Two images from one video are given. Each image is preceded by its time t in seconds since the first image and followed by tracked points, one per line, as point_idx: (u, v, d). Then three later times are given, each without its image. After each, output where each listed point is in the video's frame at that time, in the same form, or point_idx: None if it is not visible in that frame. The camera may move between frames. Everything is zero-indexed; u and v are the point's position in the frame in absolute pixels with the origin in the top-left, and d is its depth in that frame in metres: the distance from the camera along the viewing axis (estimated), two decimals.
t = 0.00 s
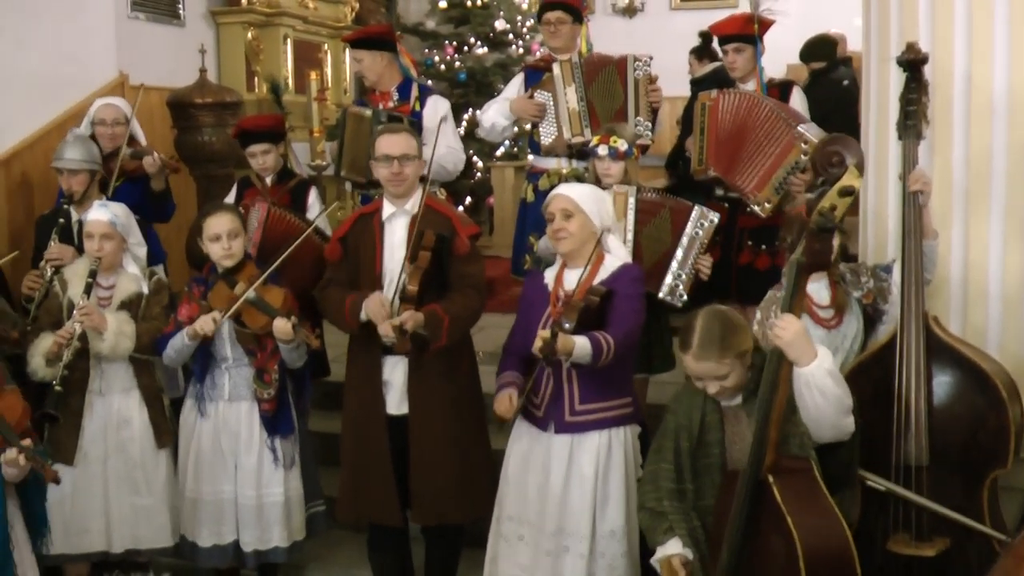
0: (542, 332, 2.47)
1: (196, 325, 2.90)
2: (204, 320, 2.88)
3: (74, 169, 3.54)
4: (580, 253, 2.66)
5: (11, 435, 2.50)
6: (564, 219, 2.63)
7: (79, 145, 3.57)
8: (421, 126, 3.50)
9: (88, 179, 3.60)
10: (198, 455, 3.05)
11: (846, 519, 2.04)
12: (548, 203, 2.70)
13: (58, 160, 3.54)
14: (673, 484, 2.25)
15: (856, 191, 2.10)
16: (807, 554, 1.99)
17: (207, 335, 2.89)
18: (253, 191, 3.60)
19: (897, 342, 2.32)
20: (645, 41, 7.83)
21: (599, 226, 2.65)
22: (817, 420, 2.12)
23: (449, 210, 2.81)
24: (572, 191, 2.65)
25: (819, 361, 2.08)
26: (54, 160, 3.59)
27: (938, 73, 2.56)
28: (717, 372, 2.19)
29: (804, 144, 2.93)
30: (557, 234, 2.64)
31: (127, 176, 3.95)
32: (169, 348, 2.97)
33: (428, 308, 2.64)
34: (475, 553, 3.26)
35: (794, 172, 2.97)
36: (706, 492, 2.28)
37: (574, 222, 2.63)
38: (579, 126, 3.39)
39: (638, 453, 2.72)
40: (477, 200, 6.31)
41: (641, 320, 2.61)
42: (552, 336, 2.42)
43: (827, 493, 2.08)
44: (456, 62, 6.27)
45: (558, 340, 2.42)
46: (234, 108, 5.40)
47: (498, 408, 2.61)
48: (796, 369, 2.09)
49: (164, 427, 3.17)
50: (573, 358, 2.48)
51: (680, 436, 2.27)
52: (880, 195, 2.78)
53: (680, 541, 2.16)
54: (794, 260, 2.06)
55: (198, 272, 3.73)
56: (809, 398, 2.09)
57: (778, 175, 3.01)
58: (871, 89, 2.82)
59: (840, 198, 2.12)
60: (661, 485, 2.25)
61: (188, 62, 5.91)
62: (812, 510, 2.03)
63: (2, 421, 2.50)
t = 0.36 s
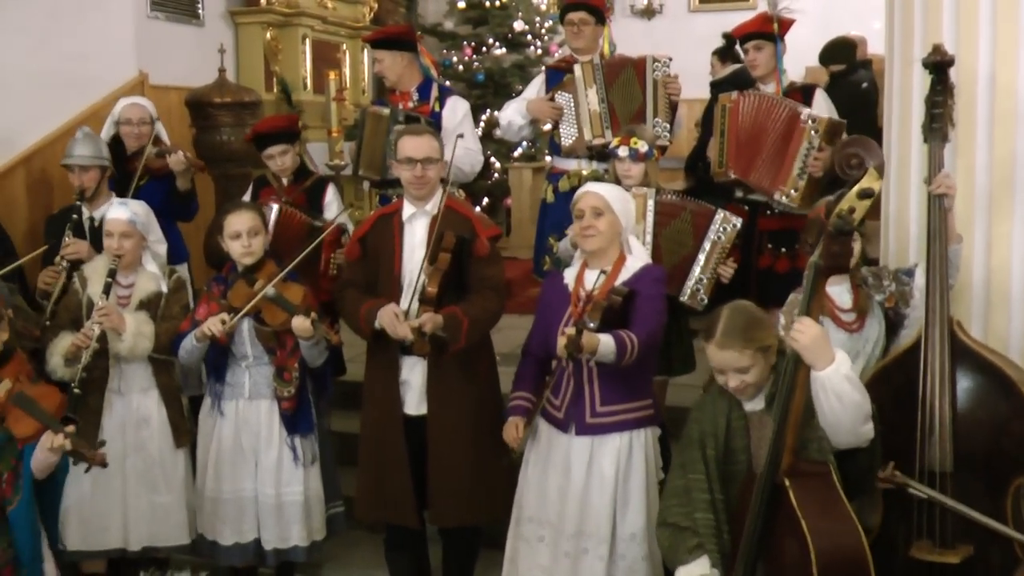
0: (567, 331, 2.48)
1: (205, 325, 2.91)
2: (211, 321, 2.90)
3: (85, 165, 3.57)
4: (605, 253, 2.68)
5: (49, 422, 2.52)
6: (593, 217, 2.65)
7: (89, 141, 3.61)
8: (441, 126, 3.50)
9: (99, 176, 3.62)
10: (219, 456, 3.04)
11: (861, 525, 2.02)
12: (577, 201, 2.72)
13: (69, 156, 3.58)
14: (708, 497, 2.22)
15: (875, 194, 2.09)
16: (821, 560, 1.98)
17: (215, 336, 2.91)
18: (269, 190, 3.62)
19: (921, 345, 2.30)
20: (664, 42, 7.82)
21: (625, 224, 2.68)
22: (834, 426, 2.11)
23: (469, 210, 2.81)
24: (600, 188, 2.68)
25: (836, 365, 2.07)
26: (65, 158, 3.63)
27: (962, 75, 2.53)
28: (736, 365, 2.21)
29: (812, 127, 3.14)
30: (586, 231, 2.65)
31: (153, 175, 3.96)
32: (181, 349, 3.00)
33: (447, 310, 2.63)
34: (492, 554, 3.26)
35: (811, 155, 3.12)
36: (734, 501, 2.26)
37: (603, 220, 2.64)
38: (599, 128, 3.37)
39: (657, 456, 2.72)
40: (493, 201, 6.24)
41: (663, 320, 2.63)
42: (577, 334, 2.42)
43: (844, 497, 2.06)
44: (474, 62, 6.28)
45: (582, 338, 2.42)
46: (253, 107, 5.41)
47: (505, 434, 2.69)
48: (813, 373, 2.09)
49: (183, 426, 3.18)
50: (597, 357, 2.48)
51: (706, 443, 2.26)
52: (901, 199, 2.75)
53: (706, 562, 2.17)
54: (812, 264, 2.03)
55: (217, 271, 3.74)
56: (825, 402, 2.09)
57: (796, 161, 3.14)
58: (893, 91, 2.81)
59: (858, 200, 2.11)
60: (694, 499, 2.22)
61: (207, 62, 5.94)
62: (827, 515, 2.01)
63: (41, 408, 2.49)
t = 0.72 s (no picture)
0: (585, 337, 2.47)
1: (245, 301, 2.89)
2: (253, 297, 2.87)
3: (94, 164, 3.57)
4: (626, 254, 2.68)
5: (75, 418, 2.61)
6: (615, 217, 2.65)
7: (97, 141, 3.60)
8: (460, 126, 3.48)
9: (110, 175, 3.63)
10: (235, 449, 3.06)
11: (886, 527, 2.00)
12: (597, 201, 2.71)
13: (78, 156, 3.58)
14: (732, 502, 2.22)
15: (900, 194, 2.04)
16: (846, 561, 1.95)
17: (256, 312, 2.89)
18: (282, 188, 3.62)
19: (944, 349, 2.28)
20: (682, 42, 7.80)
21: (647, 225, 2.68)
22: (874, 415, 2.10)
23: (490, 209, 2.81)
24: (621, 188, 2.68)
25: (867, 362, 2.07)
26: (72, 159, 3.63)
27: (988, 74, 2.50)
28: (759, 347, 2.23)
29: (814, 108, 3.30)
30: (607, 231, 2.65)
31: (175, 175, 3.98)
32: (214, 334, 2.98)
33: (469, 309, 2.63)
34: (511, 554, 3.25)
35: (819, 135, 3.29)
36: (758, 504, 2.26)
37: (624, 222, 2.65)
38: (614, 126, 3.36)
39: (676, 458, 2.71)
40: (512, 200, 6.17)
41: (682, 324, 2.63)
42: (596, 340, 2.41)
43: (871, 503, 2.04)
44: (492, 63, 6.29)
45: (600, 344, 2.41)
46: (272, 107, 5.42)
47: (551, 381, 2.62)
48: (844, 373, 2.08)
49: (203, 424, 3.18)
50: (616, 361, 2.49)
51: (730, 449, 2.26)
52: (924, 200, 2.72)
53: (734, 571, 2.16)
54: (836, 265, 2.01)
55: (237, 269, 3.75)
56: (860, 398, 2.09)
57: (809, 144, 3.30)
58: (917, 93, 2.79)
59: (883, 200, 2.07)
60: (719, 505, 2.22)
61: (226, 62, 5.96)
62: (851, 518, 2.00)
63: (66, 404, 2.64)
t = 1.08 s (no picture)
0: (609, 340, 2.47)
1: (261, 310, 2.90)
2: (269, 307, 2.87)
3: (120, 161, 3.60)
4: (651, 258, 2.68)
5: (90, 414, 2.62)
6: (638, 223, 2.63)
7: (123, 139, 3.63)
8: (483, 127, 3.46)
9: (135, 172, 3.66)
10: (257, 446, 3.05)
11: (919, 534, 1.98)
12: (619, 206, 2.69)
13: (104, 153, 3.61)
14: (751, 499, 2.21)
15: (932, 195, 2.01)
16: (877, 564, 1.94)
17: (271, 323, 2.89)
18: (297, 188, 3.61)
19: (976, 350, 2.24)
20: (705, 42, 7.78)
21: (672, 230, 2.67)
22: (895, 424, 2.07)
23: (514, 207, 2.79)
24: (643, 192, 2.65)
25: (895, 367, 2.04)
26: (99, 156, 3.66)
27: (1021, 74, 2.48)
28: (790, 343, 2.20)
29: (829, 104, 3.34)
30: (633, 238, 2.64)
31: (195, 173, 3.99)
32: (232, 335, 2.97)
33: (493, 307, 2.62)
34: (533, 555, 3.24)
35: (835, 132, 3.32)
36: (778, 503, 2.23)
37: (648, 227, 2.63)
38: (632, 126, 3.34)
39: (700, 459, 2.69)
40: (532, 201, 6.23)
41: (707, 327, 2.61)
42: (620, 344, 2.41)
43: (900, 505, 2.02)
44: (513, 63, 6.30)
45: (624, 348, 2.41)
46: (294, 106, 5.43)
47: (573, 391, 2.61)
48: (870, 377, 2.05)
49: (225, 421, 3.18)
50: (640, 365, 2.48)
51: (752, 446, 2.24)
52: (952, 204, 2.66)
53: (756, 565, 2.15)
54: (867, 267, 2.02)
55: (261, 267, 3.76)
56: (884, 404, 2.05)
57: (825, 142, 3.34)
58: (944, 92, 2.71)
59: (914, 202, 2.04)
60: (738, 501, 2.22)
61: (247, 61, 5.98)
62: (883, 522, 1.98)
63: (78, 400, 2.66)
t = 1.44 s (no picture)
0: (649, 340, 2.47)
1: (283, 319, 2.91)
2: (291, 316, 2.89)
3: (165, 159, 3.62)
4: (688, 256, 2.67)
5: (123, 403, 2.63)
6: (677, 219, 2.63)
7: (170, 136, 3.65)
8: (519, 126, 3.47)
9: (179, 170, 3.67)
10: (294, 442, 3.07)
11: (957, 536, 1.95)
12: (658, 203, 2.70)
13: (150, 150, 3.63)
14: (793, 504, 2.21)
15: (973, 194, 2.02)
16: (914, 566, 1.92)
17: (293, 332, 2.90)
18: (333, 187, 3.66)
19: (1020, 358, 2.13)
20: (739, 41, 7.73)
21: (709, 227, 2.67)
22: (930, 427, 2.05)
23: (549, 206, 2.80)
24: (682, 189, 2.66)
25: (933, 369, 2.01)
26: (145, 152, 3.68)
27: None
28: (824, 339, 2.19)
29: (858, 103, 3.31)
30: (669, 234, 2.64)
31: (222, 171, 4.02)
32: (264, 335, 2.99)
33: (527, 306, 2.61)
34: (567, 554, 3.24)
35: (862, 134, 3.30)
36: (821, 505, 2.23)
37: (687, 223, 2.62)
38: (666, 125, 3.34)
39: (737, 461, 2.69)
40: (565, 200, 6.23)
41: (746, 324, 2.61)
42: (661, 344, 2.42)
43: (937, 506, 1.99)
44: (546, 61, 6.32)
45: (666, 347, 2.42)
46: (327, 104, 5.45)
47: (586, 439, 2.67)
48: (908, 377, 2.02)
49: (261, 417, 3.21)
50: (680, 365, 2.48)
51: (791, 447, 2.23)
52: (992, 203, 2.48)
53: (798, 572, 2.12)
54: (907, 266, 2.00)
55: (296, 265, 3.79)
56: (920, 406, 2.03)
57: (852, 144, 3.33)
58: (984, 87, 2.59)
59: (954, 200, 2.04)
60: (781, 506, 2.21)
61: (281, 60, 6.02)
62: (920, 524, 1.95)
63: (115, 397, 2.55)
